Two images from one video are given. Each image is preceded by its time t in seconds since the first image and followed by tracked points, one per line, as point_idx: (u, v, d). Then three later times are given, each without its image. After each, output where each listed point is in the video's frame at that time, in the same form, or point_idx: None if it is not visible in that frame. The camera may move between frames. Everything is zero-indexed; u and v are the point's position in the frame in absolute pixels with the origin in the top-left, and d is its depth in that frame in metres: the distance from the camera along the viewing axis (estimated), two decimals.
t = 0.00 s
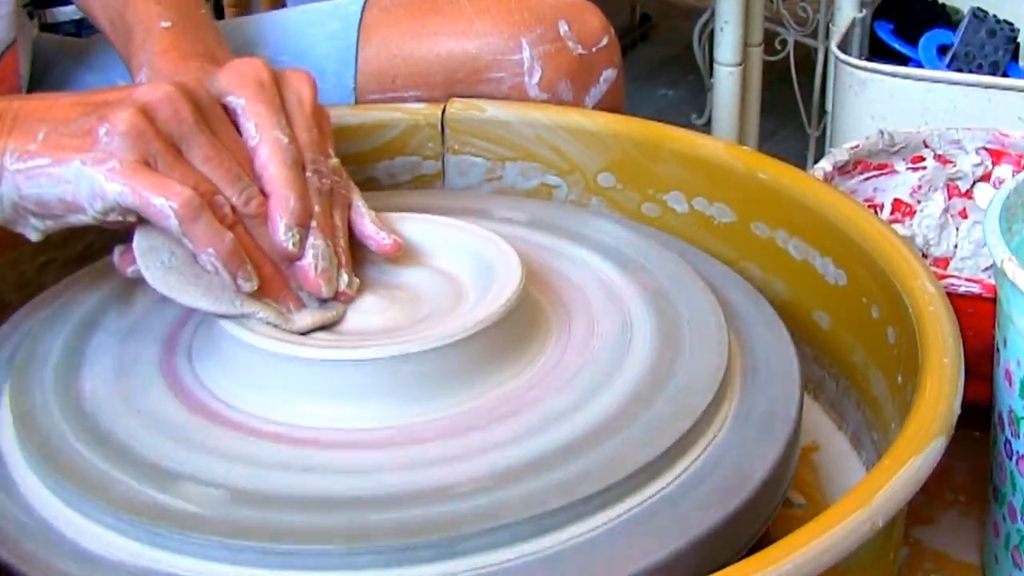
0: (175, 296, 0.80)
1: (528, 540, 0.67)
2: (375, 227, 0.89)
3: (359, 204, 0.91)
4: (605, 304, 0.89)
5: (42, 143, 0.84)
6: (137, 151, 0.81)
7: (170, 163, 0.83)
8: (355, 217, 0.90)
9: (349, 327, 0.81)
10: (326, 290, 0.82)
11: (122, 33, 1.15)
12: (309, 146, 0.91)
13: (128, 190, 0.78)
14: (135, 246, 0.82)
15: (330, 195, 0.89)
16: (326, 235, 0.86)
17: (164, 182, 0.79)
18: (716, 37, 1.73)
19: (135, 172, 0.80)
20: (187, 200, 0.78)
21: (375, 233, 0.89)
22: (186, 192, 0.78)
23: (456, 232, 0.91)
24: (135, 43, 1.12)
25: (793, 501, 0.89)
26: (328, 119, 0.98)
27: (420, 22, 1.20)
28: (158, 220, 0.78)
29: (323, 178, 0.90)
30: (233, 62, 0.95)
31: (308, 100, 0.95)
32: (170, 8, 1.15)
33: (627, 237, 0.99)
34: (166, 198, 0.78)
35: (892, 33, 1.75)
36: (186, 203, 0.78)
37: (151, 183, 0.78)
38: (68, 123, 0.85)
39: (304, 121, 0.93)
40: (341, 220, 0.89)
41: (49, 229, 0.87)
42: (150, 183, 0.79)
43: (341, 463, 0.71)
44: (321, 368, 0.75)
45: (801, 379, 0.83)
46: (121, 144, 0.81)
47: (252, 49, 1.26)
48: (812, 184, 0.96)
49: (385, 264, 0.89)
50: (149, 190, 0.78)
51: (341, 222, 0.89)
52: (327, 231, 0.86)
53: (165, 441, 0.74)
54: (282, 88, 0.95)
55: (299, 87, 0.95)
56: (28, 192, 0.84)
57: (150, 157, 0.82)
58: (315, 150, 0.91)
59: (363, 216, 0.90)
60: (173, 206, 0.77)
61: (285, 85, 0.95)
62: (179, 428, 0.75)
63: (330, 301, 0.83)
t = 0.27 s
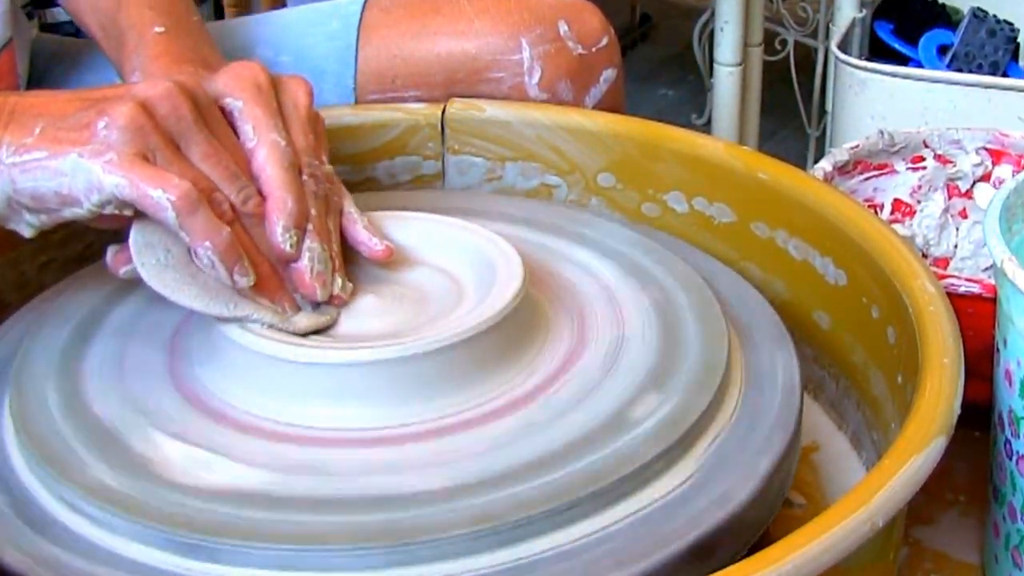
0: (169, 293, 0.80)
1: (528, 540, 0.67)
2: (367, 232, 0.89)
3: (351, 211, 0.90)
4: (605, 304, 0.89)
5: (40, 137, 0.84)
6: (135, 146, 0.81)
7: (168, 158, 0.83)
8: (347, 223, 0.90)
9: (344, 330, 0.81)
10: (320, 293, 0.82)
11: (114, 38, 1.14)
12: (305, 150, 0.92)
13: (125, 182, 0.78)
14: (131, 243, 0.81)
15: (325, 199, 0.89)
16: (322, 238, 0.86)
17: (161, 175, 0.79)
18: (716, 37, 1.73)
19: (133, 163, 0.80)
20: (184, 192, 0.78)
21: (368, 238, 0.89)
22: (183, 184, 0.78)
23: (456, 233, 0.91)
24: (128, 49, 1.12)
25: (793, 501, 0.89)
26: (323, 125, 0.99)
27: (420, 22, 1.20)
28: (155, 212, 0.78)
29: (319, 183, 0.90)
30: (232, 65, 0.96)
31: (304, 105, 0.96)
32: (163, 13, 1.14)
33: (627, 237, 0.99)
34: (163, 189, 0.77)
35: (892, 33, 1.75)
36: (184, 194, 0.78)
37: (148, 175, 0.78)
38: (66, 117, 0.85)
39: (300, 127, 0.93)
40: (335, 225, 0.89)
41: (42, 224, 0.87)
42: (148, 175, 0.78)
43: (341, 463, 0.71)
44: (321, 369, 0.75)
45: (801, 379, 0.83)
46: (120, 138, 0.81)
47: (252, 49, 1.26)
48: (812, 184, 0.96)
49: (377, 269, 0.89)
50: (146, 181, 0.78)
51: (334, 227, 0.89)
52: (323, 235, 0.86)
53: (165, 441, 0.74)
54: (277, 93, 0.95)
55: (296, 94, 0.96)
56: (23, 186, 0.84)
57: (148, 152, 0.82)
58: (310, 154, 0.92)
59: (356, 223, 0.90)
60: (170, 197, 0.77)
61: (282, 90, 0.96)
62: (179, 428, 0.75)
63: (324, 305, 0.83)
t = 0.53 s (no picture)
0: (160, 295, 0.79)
1: (528, 540, 0.67)
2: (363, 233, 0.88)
3: (346, 213, 0.90)
4: (605, 304, 0.89)
5: (33, 134, 0.83)
6: (132, 141, 0.82)
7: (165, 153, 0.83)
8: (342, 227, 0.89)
9: (339, 335, 0.81)
10: (315, 301, 0.82)
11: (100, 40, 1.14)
12: (299, 157, 0.92)
13: (122, 175, 0.78)
14: (125, 240, 0.81)
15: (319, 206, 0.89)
16: (317, 244, 0.85)
17: (157, 168, 0.79)
18: (716, 37, 1.73)
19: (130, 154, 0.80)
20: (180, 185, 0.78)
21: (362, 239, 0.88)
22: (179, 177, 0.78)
23: (457, 234, 0.91)
24: (117, 49, 1.11)
25: (793, 501, 0.89)
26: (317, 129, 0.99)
27: (419, 22, 1.20)
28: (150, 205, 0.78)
29: (314, 189, 0.90)
30: (229, 69, 0.96)
31: (299, 110, 0.95)
32: (158, 15, 1.14)
33: (626, 237, 0.99)
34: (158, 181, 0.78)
35: (892, 33, 1.75)
36: (179, 186, 0.78)
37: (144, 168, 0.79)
38: (60, 114, 0.84)
39: (295, 132, 0.94)
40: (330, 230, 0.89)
41: (34, 223, 0.86)
42: (144, 168, 0.79)
43: (340, 463, 0.71)
44: (321, 369, 0.75)
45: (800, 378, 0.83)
46: (116, 133, 0.81)
47: (252, 49, 1.27)
48: (812, 185, 0.96)
49: (372, 272, 0.88)
50: (142, 174, 0.78)
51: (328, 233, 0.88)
52: (318, 240, 0.86)
53: (165, 441, 0.74)
54: (273, 96, 0.95)
55: (292, 98, 0.96)
56: (15, 184, 0.83)
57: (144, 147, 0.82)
58: (303, 160, 0.92)
59: (352, 224, 0.89)
60: (167, 189, 0.77)
61: (277, 95, 0.96)
62: (179, 428, 0.75)
63: (318, 312, 0.83)
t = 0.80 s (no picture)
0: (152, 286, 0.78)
1: (528, 540, 0.67)
2: (353, 237, 0.87)
3: (337, 216, 0.89)
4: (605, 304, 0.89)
5: (25, 130, 0.83)
6: (126, 135, 0.81)
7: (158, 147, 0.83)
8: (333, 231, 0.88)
9: (334, 338, 0.81)
10: (308, 303, 0.82)
11: (94, 38, 1.14)
12: (292, 157, 0.92)
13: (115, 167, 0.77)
14: (120, 231, 0.79)
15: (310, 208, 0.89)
16: (311, 248, 0.86)
17: (150, 161, 0.78)
18: (716, 37, 1.73)
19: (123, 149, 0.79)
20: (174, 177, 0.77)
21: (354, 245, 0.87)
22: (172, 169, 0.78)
23: (461, 236, 0.92)
24: (108, 49, 1.11)
25: (794, 501, 0.89)
26: (309, 132, 0.99)
27: (419, 22, 1.20)
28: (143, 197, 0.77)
29: (306, 192, 0.90)
30: (221, 70, 0.96)
31: (293, 110, 0.96)
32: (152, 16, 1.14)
33: (626, 237, 0.99)
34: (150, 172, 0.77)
35: (892, 33, 1.75)
36: (173, 178, 0.77)
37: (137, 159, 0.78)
38: (52, 111, 0.84)
39: (287, 133, 0.94)
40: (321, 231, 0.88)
41: (25, 220, 0.85)
42: (138, 160, 0.78)
43: (341, 463, 0.71)
44: (321, 370, 0.75)
45: (800, 376, 0.83)
46: (110, 126, 0.81)
47: (251, 49, 1.27)
48: (812, 185, 0.96)
49: (364, 274, 0.88)
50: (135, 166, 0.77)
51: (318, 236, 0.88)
52: (311, 243, 0.86)
53: (165, 442, 0.74)
54: (264, 97, 0.95)
55: (284, 98, 0.97)
56: (7, 178, 0.82)
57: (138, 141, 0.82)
58: (296, 161, 0.92)
59: (342, 227, 0.88)
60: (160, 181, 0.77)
61: (269, 95, 0.96)
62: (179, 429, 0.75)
63: (308, 315, 0.83)
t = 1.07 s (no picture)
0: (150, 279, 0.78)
1: (528, 540, 0.67)
2: (344, 240, 0.87)
3: (330, 220, 0.89)
4: (604, 304, 0.89)
5: (22, 128, 0.82)
6: (123, 133, 0.81)
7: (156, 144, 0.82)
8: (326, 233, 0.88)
9: (332, 339, 0.81)
10: (297, 306, 0.82)
11: (91, 38, 1.13)
12: (289, 161, 0.92)
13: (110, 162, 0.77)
14: (116, 225, 0.78)
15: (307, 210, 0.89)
16: (306, 251, 0.86)
17: (146, 157, 0.77)
18: (716, 37, 1.73)
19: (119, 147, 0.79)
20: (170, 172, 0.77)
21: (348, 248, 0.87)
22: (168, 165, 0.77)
23: (459, 238, 0.92)
24: (105, 49, 1.11)
25: (794, 501, 0.89)
26: (306, 139, 0.99)
27: (419, 22, 1.20)
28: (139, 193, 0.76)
29: (303, 194, 0.90)
30: (220, 71, 0.96)
31: (291, 114, 0.96)
32: (151, 16, 1.14)
33: (626, 237, 0.99)
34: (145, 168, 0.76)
35: (892, 33, 1.75)
36: (169, 173, 0.77)
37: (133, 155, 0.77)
38: (49, 108, 0.84)
39: (285, 135, 0.94)
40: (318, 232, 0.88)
41: (18, 216, 0.84)
42: (133, 155, 0.77)
43: (341, 463, 0.71)
44: (321, 372, 0.75)
45: (800, 376, 0.83)
46: (108, 124, 0.81)
47: (251, 49, 1.27)
48: (812, 185, 0.96)
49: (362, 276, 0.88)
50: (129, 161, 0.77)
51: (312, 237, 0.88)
52: (307, 246, 0.86)
53: (165, 442, 0.74)
54: (264, 100, 0.95)
55: (282, 102, 0.97)
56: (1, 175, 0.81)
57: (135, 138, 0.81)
58: (292, 164, 0.92)
59: (335, 231, 0.88)
60: (155, 176, 0.76)
61: (269, 100, 0.96)
62: (179, 428, 0.75)
63: (296, 317, 0.83)
